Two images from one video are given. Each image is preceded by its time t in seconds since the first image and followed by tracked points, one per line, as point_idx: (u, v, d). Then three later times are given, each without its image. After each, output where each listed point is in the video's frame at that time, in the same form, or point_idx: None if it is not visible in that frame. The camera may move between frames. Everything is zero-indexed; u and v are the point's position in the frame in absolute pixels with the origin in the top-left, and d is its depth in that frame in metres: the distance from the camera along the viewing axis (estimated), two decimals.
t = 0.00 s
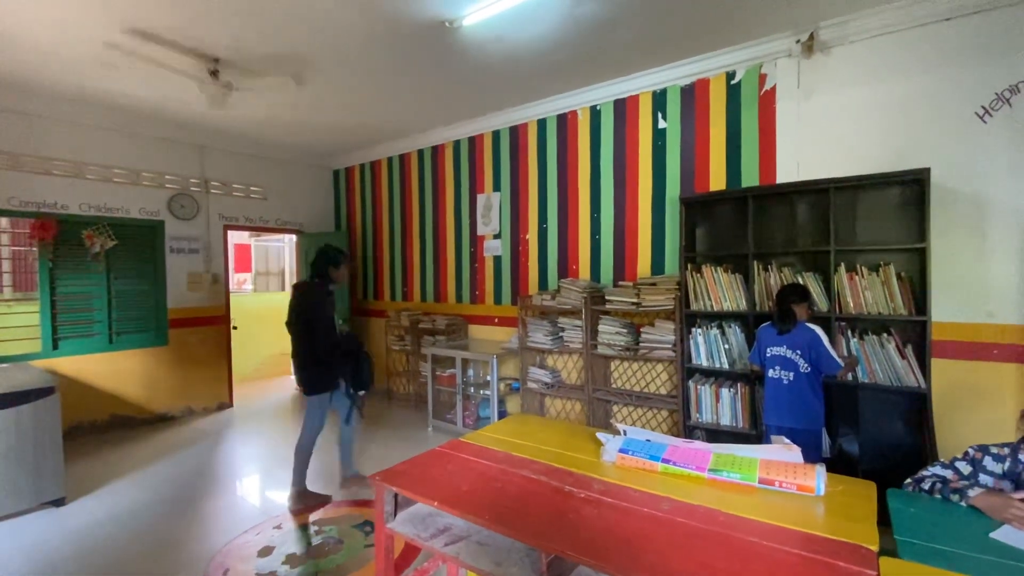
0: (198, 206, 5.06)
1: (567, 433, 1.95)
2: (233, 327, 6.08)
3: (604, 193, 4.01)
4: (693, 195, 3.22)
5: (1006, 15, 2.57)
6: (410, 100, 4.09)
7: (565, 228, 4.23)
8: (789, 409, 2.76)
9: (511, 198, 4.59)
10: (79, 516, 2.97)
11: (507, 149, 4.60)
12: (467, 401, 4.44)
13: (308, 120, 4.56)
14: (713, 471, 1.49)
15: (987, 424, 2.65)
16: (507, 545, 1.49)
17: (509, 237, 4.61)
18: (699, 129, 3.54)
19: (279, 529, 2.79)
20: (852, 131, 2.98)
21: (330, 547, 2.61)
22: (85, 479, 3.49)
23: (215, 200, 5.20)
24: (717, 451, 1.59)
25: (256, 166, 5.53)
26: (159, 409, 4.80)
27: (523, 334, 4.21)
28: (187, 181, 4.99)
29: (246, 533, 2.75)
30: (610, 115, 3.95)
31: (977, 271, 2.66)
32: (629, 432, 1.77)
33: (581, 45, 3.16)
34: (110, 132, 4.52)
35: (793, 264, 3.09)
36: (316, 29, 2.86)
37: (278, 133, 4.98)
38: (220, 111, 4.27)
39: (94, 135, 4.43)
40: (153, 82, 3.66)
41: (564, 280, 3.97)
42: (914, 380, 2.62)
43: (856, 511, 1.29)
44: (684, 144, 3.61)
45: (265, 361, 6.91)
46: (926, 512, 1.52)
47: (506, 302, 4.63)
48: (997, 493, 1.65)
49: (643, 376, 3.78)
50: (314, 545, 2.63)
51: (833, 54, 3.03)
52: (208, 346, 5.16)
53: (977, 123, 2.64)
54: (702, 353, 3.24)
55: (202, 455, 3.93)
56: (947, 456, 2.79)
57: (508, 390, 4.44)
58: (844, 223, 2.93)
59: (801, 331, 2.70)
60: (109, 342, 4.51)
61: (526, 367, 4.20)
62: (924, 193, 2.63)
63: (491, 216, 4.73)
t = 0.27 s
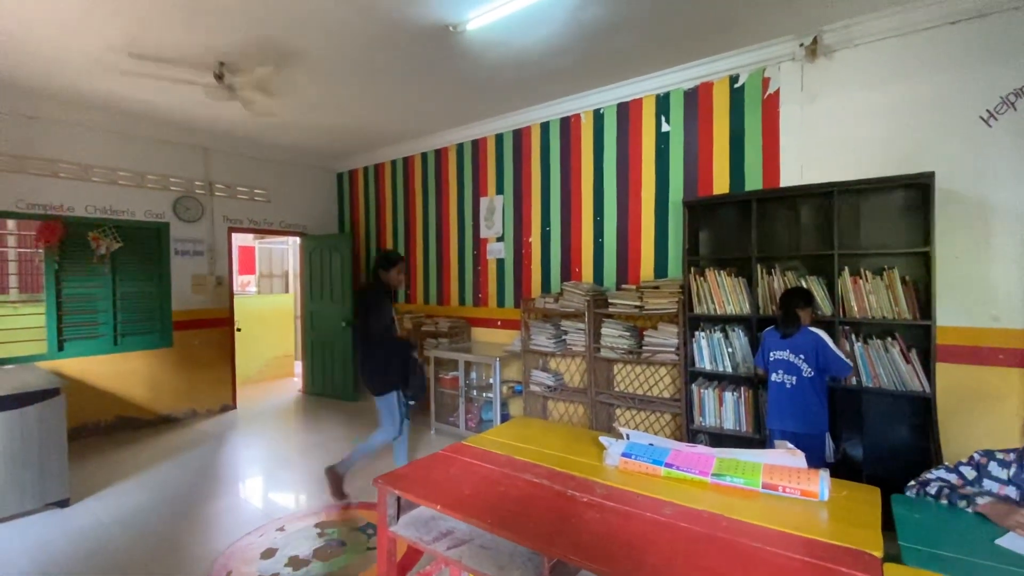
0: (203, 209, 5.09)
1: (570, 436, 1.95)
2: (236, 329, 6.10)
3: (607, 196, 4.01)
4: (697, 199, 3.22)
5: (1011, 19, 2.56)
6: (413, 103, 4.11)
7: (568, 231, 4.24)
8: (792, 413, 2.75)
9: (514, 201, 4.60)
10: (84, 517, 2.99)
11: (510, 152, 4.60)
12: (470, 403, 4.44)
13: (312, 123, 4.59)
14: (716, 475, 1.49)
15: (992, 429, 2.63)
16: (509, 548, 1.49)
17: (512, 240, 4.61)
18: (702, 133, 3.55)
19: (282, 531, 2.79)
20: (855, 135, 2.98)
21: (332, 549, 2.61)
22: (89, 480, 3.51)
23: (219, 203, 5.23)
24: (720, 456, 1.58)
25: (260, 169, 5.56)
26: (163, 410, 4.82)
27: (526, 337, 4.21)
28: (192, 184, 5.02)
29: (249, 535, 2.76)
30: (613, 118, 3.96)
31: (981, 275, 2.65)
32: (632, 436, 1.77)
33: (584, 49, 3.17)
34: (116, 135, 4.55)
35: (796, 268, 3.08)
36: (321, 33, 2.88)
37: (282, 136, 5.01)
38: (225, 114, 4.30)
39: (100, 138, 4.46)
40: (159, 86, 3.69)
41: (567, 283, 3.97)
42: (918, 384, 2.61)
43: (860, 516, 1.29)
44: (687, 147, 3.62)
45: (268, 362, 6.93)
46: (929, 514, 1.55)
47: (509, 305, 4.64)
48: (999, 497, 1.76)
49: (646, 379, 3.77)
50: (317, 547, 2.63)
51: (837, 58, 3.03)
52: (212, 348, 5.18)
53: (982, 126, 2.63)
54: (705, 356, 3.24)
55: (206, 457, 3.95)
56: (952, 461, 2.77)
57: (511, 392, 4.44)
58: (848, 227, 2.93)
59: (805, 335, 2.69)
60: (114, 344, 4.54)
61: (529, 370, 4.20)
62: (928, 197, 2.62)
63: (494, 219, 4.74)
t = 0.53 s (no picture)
0: (207, 211, 5.12)
1: (572, 439, 1.95)
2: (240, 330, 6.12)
3: (611, 198, 4.01)
4: (701, 202, 3.22)
5: (1016, 22, 2.55)
6: (417, 106, 4.12)
7: (572, 234, 4.23)
8: (797, 418, 2.73)
9: (518, 203, 4.60)
10: (88, 517, 2.99)
11: (514, 154, 4.61)
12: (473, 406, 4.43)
13: (316, 126, 4.60)
14: (720, 480, 1.48)
15: (999, 434, 2.61)
16: (513, 552, 1.48)
17: (515, 242, 4.61)
18: (706, 135, 3.54)
19: (285, 533, 2.79)
20: (860, 138, 2.97)
21: (335, 551, 2.61)
22: (93, 480, 3.51)
23: (224, 205, 5.25)
24: (724, 460, 1.57)
25: (264, 171, 5.59)
26: (167, 411, 4.84)
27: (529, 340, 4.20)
28: (197, 186, 5.05)
29: (252, 537, 2.76)
30: (617, 121, 3.96)
31: (988, 279, 2.63)
32: (635, 439, 1.76)
33: (588, 52, 3.17)
34: (122, 137, 4.58)
35: (801, 271, 3.07)
36: (326, 36, 2.89)
37: (287, 138, 5.03)
38: (230, 117, 4.32)
39: (107, 140, 4.49)
40: (165, 88, 3.71)
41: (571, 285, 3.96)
42: (924, 389, 2.60)
43: (866, 522, 1.28)
44: (691, 150, 3.61)
45: (271, 364, 6.94)
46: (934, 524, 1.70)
47: (512, 307, 4.63)
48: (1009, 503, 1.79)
49: (650, 383, 3.76)
50: (320, 549, 2.63)
51: (841, 60, 3.03)
52: (216, 350, 5.19)
53: (988, 130, 2.62)
54: (709, 360, 3.23)
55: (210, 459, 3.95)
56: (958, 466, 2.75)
57: (513, 395, 4.43)
58: (853, 230, 2.92)
59: (810, 339, 2.68)
60: (119, 345, 4.55)
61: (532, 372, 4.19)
62: (934, 200, 2.61)
63: (497, 221, 4.74)
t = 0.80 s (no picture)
0: (213, 213, 5.14)
1: (577, 443, 1.95)
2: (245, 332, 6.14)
3: (615, 202, 4.01)
4: (705, 205, 3.21)
5: None
6: (422, 108, 4.13)
7: (576, 237, 4.23)
8: (803, 422, 2.71)
9: (522, 206, 4.60)
10: (92, 518, 3.00)
11: (518, 157, 4.61)
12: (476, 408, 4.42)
13: (321, 128, 4.62)
14: (726, 485, 1.47)
15: (1007, 439, 2.58)
16: (516, 557, 1.48)
17: (519, 245, 4.61)
18: (711, 138, 3.53)
19: (288, 535, 2.79)
20: (866, 141, 2.95)
21: (338, 554, 2.61)
22: (98, 481, 3.52)
23: (229, 207, 5.27)
24: (729, 466, 1.56)
25: (270, 174, 5.61)
26: (172, 412, 4.85)
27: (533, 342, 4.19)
28: (203, 188, 5.07)
29: (255, 539, 2.76)
30: (621, 124, 3.96)
31: (995, 283, 2.61)
32: (639, 444, 1.75)
33: (592, 54, 3.17)
34: (129, 139, 4.61)
35: (806, 275, 3.06)
36: (331, 39, 2.90)
37: (291, 141, 5.05)
38: (235, 119, 4.34)
39: (113, 142, 4.52)
40: (170, 91, 3.72)
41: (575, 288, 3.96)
42: (931, 394, 2.57)
43: (873, 528, 1.26)
44: (696, 153, 3.60)
45: (275, 366, 6.96)
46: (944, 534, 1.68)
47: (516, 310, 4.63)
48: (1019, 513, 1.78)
49: (654, 386, 3.73)
50: (323, 552, 2.63)
51: (847, 63, 3.01)
52: (221, 351, 5.21)
53: (995, 133, 2.60)
54: (714, 364, 3.21)
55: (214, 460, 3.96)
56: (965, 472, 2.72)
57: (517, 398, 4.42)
58: (859, 234, 2.90)
59: (816, 343, 2.66)
60: (124, 346, 4.57)
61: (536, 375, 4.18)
62: (941, 204, 2.59)
63: (501, 224, 4.74)
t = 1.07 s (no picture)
0: (217, 215, 5.16)
1: (581, 447, 1.94)
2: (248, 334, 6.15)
3: (618, 204, 4.00)
4: (710, 208, 3.20)
5: None
6: (426, 111, 4.13)
7: (579, 239, 4.22)
8: (808, 426, 2.70)
9: (525, 208, 4.60)
10: (96, 519, 3.01)
11: (521, 160, 4.61)
12: (479, 411, 4.41)
13: (325, 131, 4.63)
14: (731, 490, 1.46)
15: (1014, 444, 2.56)
16: (520, 561, 1.47)
17: (522, 247, 4.61)
18: (715, 141, 3.53)
19: (290, 538, 2.79)
20: (871, 144, 2.94)
21: (340, 556, 2.60)
22: (101, 482, 3.53)
23: (233, 209, 5.29)
24: (735, 470, 1.55)
25: (274, 176, 5.63)
26: (175, 414, 4.86)
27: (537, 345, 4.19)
28: (207, 190, 5.09)
29: (258, 541, 2.75)
30: (625, 126, 3.95)
31: (1002, 286, 2.59)
32: (644, 448, 1.74)
33: (596, 57, 3.16)
34: (134, 141, 4.63)
35: (811, 278, 3.04)
36: (335, 41, 2.91)
37: (295, 143, 5.07)
38: (239, 121, 4.35)
39: (119, 144, 4.54)
40: (176, 93, 3.74)
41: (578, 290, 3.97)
42: (938, 398, 2.55)
43: (880, 534, 1.25)
44: (700, 155, 3.59)
45: (278, 367, 6.97)
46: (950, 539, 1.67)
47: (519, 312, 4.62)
48: None
49: (658, 389, 3.62)
50: (326, 554, 2.62)
51: (852, 66, 3.01)
52: (224, 353, 5.22)
53: (1001, 136, 2.58)
54: (718, 366, 3.19)
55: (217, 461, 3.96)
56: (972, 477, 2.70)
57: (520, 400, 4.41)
58: (864, 237, 2.89)
59: (822, 346, 2.65)
60: (128, 347, 4.58)
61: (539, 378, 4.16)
62: (947, 206, 2.57)
63: (504, 226, 4.74)
